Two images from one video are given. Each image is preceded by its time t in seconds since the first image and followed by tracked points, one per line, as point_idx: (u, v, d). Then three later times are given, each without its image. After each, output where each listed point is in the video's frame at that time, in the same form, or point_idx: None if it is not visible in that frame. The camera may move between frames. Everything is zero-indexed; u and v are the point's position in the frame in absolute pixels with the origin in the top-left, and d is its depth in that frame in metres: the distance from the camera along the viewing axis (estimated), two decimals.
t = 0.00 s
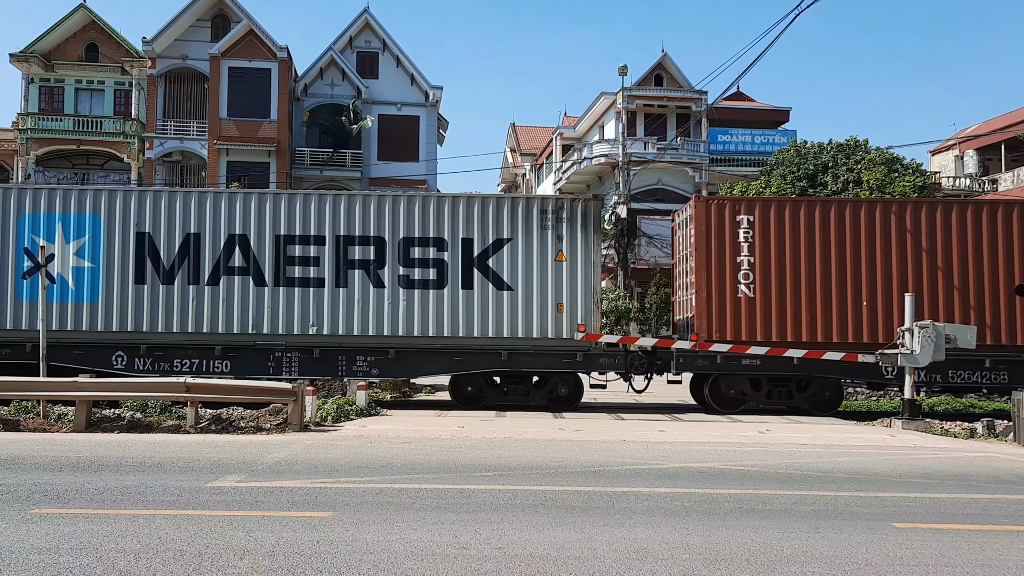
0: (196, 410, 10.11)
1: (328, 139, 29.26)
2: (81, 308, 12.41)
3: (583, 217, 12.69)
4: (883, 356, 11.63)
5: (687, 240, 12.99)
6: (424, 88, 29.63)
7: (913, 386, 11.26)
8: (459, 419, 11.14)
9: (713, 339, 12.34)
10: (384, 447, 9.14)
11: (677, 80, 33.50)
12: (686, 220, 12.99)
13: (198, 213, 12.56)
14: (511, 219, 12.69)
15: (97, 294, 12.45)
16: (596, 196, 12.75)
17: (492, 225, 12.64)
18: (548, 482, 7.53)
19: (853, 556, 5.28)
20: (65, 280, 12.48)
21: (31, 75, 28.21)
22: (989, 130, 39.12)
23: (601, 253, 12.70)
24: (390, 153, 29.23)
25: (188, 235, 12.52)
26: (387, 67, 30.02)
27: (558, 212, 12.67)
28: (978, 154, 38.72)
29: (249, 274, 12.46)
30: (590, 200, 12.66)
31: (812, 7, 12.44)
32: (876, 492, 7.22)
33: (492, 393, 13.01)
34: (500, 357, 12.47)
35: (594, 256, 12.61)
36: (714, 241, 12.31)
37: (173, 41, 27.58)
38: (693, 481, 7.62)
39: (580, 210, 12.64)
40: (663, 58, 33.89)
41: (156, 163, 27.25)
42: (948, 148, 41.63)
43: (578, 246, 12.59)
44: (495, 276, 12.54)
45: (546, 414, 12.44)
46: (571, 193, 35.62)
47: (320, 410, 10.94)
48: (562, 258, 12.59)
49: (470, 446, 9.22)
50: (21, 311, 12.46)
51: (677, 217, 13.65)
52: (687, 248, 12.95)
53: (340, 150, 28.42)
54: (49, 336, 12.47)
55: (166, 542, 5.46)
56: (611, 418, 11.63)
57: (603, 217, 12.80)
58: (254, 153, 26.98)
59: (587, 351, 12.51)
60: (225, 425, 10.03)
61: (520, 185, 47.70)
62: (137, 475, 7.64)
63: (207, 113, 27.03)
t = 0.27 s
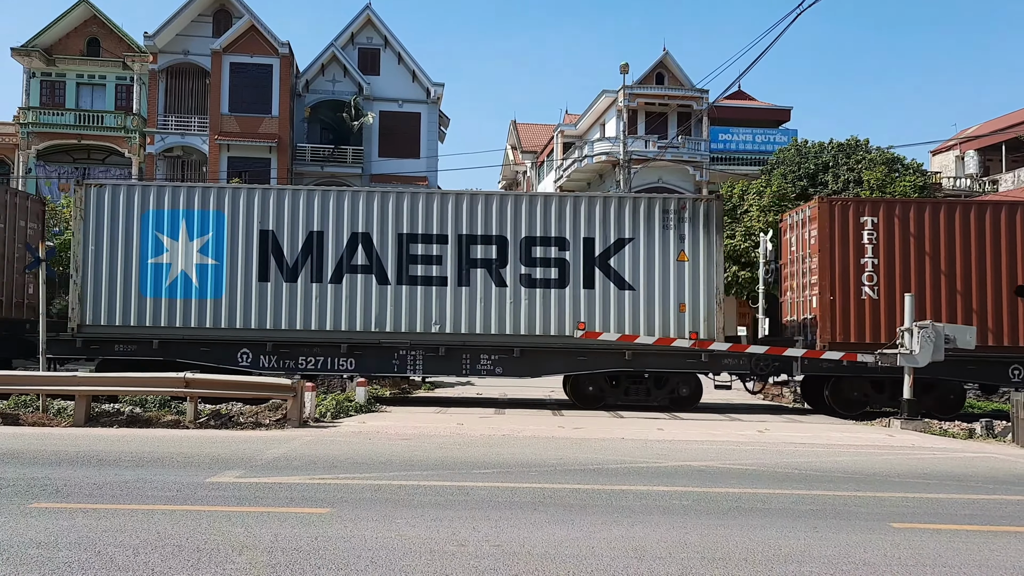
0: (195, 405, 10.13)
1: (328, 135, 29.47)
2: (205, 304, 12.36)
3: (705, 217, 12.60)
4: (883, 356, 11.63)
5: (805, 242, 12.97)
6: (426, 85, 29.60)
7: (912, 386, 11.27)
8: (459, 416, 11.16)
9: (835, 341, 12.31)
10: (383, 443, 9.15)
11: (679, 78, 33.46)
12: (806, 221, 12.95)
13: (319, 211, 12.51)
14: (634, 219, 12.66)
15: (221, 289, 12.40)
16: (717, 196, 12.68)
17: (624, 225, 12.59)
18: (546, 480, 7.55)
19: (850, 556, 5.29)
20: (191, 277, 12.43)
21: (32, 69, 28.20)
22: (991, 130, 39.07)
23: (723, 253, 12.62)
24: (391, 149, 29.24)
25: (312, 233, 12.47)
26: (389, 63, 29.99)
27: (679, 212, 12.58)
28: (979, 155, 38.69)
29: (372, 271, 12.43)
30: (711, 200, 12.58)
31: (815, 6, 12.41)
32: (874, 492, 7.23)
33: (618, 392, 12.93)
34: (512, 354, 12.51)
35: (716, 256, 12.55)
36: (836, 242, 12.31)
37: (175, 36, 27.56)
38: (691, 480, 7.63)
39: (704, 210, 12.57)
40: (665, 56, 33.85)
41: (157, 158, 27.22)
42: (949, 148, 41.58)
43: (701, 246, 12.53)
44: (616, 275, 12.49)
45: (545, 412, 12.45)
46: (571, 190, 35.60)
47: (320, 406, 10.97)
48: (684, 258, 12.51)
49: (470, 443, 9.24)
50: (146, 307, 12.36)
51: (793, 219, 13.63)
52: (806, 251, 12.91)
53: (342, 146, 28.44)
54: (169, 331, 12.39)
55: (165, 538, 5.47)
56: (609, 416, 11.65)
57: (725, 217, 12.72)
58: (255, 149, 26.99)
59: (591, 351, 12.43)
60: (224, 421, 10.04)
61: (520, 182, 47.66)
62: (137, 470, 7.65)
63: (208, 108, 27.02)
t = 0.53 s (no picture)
0: (193, 402, 10.13)
1: (328, 133, 29.42)
2: (326, 306, 12.36)
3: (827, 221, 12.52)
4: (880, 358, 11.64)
5: (920, 246, 12.84)
6: (426, 83, 29.59)
7: (909, 388, 11.30)
8: (457, 415, 11.15)
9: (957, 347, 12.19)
10: (380, 442, 9.15)
11: (678, 79, 33.46)
12: (921, 226, 12.75)
13: (435, 213, 12.49)
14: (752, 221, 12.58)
15: (343, 291, 12.41)
16: (838, 199, 12.58)
17: (744, 228, 12.49)
18: (544, 479, 7.55)
19: (846, 557, 5.30)
20: (313, 278, 12.41)
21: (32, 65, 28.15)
22: (990, 132, 39.17)
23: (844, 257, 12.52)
24: (390, 147, 29.22)
25: (433, 234, 12.46)
26: (389, 62, 29.98)
27: (801, 215, 12.52)
28: (978, 157, 38.78)
29: (493, 274, 12.38)
30: (833, 203, 12.49)
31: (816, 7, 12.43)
32: (870, 494, 7.24)
33: (738, 395, 12.80)
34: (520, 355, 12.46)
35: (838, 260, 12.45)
36: (960, 245, 12.24)
37: (174, 33, 27.52)
38: (687, 480, 7.64)
39: (825, 215, 12.48)
40: (664, 57, 33.86)
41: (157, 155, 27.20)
42: (947, 150, 41.68)
43: (822, 250, 12.46)
44: (737, 278, 12.41)
45: (543, 411, 12.45)
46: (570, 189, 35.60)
47: (318, 404, 10.97)
48: (805, 261, 12.43)
49: (467, 442, 9.24)
50: (267, 308, 12.36)
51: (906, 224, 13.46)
52: (921, 255, 12.75)
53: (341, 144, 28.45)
54: (290, 332, 12.41)
55: (162, 535, 5.47)
56: (607, 416, 11.66)
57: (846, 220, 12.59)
58: (255, 145, 26.96)
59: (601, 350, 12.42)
60: (222, 418, 10.05)
61: (519, 181, 47.64)
62: (134, 467, 7.66)
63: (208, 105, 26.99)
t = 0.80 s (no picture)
0: (183, 400, 10.09)
1: (322, 130, 29.54)
2: (442, 308, 12.45)
3: (941, 226, 12.56)
4: (870, 359, 11.68)
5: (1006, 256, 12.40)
6: (419, 82, 29.57)
7: (899, 389, 11.35)
8: (449, 414, 11.15)
9: None
10: (371, 441, 9.14)
11: (671, 79, 33.51)
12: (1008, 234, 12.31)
13: (542, 215, 12.57)
14: (868, 227, 12.63)
15: (458, 294, 12.49)
16: (950, 204, 12.62)
17: (844, 233, 12.57)
18: (535, 479, 7.55)
19: (834, 557, 5.32)
20: (427, 280, 12.51)
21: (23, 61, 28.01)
22: (980, 135, 39.42)
23: (958, 262, 12.57)
24: (383, 146, 29.19)
25: (546, 237, 12.54)
26: (382, 60, 29.95)
27: (915, 220, 12.56)
28: (968, 160, 39.03)
29: (607, 277, 12.43)
30: (947, 209, 12.52)
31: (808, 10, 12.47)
32: (860, 494, 7.26)
33: (853, 401, 12.74)
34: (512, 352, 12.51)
35: (953, 265, 12.50)
36: None
37: (167, 29, 27.40)
38: (677, 480, 7.65)
39: (939, 220, 12.51)
40: (657, 57, 33.90)
41: (148, 151, 27.09)
42: (937, 153, 41.92)
43: (937, 256, 12.50)
44: (851, 283, 12.48)
45: (534, 411, 12.45)
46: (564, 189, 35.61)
47: (308, 403, 10.92)
48: (919, 266, 12.52)
49: (458, 441, 9.24)
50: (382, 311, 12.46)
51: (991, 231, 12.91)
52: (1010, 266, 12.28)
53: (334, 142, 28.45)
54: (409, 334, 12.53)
55: (150, 533, 5.45)
56: (598, 415, 11.69)
57: (960, 225, 12.62)
58: (247, 143, 26.90)
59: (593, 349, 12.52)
60: (212, 416, 10.02)
61: (512, 180, 47.64)
62: (123, 465, 7.62)
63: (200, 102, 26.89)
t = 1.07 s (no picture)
0: (176, 400, 10.06)
1: (316, 129, 29.35)
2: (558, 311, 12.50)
3: None
4: (864, 360, 11.71)
5: None
6: (414, 81, 29.54)
7: (892, 389, 11.36)
8: (443, 414, 11.13)
9: None
10: (364, 441, 9.11)
11: (666, 79, 33.54)
12: None
13: (643, 219, 12.60)
14: (981, 230, 12.76)
15: (574, 298, 12.49)
16: None
17: (948, 238, 12.68)
18: (528, 479, 7.54)
19: (827, 557, 5.32)
20: (544, 285, 12.50)
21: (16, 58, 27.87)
22: (975, 136, 39.56)
23: None
24: (378, 145, 29.13)
25: (662, 242, 12.56)
26: (377, 59, 29.92)
27: None
28: (962, 161, 39.13)
29: (723, 282, 12.49)
30: None
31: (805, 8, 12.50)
32: (853, 495, 7.27)
33: (970, 406, 12.75)
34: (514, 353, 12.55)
35: None
36: None
37: (161, 27, 27.33)
38: (671, 480, 7.65)
39: None
40: (653, 57, 33.93)
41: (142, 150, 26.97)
42: (932, 154, 42.00)
43: None
44: (970, 288, 12.60)
45: (529, 411, 12.44)
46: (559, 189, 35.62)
47: (302, 403, 10.89)
48: None
49: (452, 441, 9.22)
50: (497, 313, 12.53)
51: None
52: None
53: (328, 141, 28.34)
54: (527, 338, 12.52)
55: (142, 533, 5.43)
56: (592, 415, 11.70)
57: None
58: (241, 142, 26.85)
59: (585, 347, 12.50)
60: (206, 416, 10.00)
61: (508, 180, 47.62)
62: (116, 464, 7.59)
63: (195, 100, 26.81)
